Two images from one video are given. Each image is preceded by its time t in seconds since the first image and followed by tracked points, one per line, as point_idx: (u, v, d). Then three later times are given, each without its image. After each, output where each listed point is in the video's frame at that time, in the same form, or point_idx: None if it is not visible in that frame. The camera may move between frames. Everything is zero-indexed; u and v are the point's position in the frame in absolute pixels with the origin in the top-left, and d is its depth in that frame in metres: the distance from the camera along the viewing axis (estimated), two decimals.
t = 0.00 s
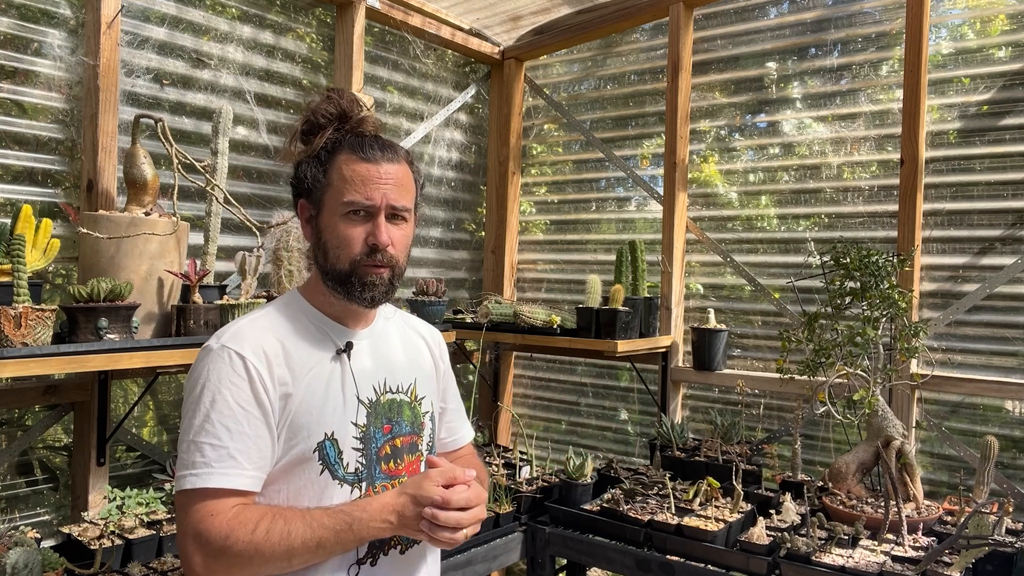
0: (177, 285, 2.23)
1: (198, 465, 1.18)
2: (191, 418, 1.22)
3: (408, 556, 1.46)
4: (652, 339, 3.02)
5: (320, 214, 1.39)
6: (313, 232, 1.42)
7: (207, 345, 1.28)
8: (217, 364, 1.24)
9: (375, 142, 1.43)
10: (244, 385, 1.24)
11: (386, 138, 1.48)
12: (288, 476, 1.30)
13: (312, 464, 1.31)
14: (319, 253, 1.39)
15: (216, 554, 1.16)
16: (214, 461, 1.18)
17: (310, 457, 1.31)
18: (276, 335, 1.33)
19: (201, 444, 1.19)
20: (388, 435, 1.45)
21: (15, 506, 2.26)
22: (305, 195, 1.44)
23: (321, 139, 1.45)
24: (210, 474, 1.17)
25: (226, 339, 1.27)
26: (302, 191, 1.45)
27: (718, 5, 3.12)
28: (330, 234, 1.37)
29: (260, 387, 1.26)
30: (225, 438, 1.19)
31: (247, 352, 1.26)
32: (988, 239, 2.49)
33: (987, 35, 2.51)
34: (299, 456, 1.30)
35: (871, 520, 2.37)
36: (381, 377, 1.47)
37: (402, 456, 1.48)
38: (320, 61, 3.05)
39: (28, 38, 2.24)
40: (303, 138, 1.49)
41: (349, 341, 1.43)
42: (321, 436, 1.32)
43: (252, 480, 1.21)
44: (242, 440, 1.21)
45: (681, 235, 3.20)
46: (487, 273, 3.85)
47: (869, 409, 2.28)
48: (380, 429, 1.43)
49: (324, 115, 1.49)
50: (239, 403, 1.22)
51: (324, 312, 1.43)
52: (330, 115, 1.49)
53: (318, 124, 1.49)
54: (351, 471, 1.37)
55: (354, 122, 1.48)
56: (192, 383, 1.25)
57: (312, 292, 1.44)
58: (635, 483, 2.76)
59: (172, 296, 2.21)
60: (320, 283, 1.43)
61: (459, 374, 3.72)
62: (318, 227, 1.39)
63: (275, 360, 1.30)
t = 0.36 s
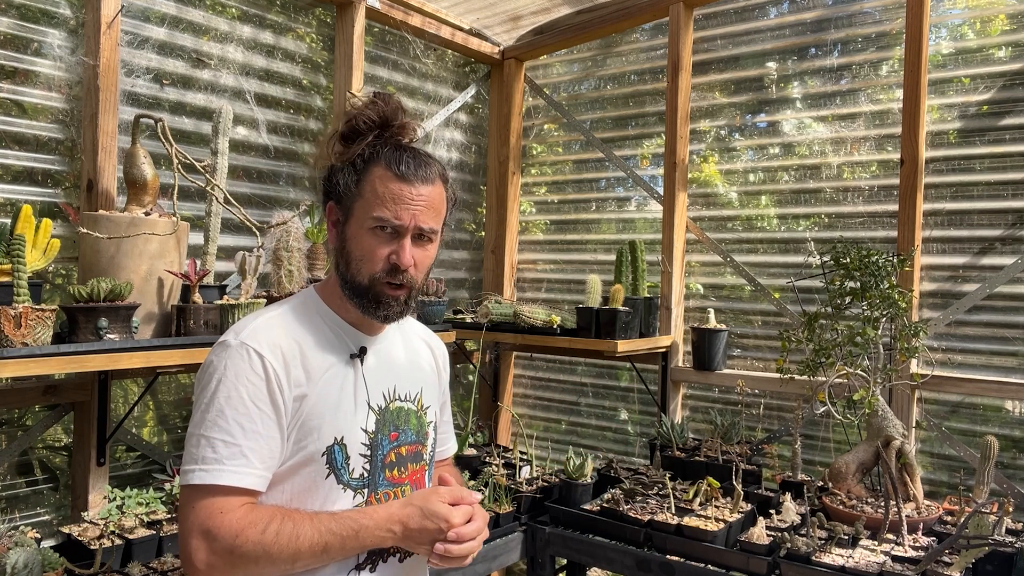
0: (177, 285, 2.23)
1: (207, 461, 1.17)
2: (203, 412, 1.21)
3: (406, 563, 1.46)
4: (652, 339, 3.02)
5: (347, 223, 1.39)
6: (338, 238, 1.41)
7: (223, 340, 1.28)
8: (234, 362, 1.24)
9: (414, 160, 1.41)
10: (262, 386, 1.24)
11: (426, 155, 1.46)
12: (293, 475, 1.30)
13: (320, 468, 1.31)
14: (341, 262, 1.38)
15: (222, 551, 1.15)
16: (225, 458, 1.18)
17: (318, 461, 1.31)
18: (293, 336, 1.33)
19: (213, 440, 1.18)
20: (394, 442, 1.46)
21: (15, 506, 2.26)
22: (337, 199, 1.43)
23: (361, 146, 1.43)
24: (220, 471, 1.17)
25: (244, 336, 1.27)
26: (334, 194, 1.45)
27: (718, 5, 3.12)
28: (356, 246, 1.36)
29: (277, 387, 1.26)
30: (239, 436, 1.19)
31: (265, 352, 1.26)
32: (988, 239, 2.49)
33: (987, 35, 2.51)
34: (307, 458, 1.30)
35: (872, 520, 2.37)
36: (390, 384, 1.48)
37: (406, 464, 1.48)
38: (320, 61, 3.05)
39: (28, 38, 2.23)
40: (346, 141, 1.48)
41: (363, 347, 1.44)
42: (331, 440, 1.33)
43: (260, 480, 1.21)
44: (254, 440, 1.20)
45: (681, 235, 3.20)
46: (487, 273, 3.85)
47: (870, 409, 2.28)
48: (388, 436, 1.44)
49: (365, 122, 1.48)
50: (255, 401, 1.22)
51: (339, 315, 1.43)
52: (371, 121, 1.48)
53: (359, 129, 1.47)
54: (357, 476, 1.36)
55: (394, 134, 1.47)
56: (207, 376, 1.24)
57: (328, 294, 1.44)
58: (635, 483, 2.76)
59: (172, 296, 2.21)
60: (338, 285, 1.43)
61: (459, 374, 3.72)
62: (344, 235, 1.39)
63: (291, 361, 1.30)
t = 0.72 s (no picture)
0: (178, 285, 2.23)
1: (210, 472, 1.17)
2: (203, 423, 1.20)
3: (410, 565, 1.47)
4: (652, 339, 3.02)
5: (344, 226, 1.38)
6: (334, 241, 1.40)
7: (219, 349, 1.26)
8: (231, 371, 1.22)
9: (411, 162, 1.39)
10: (259, 394, 1.23)
11: (423, 157, 1.44)
12: (296, 484, 1.30)
13: (320, 475, 1.31)
14: (338, 266, 1.38)
15: (228, 562, 1.15)
16: (226, 468, 1.17)
17: (318, 467, 1.31)
18: (290, 343, 1.32)
19: (214, 451, 1.17)
20: (395, 445, 1.46)
21: (15, 506, 2.26)
22: (333, 201, 1.42)
23: (359, 148, 1.42)
24: (222, 482, 1.16)
25: (241, 345, 1.25)
26: (330, 195, 1.43)
27: (718, 5, 3.12)
28: (352, 250, 1.35)
29: (274, 395, 1.25)
30: (239, 447, 1.18)
31: (262, 360, 1.25)
32: (988, 239, 2.49)
33: (987, 35, 2.51)
34: (308, 465, 1.30)
35: (872, 520, 2.37)
36: (389, 387, 1.47)
37: (407, 467, 1.49)
38: (320, 61, 3.05)
39: (28, 38, 2.23)
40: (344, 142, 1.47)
41: (361, 351, 1.43)
42: (330, 447, 1.32)
43: (263, 490, 1.20)
44: (255, 449, 1.20)
45: (681, 235, 3.20)
46: (487, 273, 3.85)
47: (870, 409, 2.28)
48: (388, 440, 1.44)
49: (364, 123, 1.46)
50: (254, 410, 1.21)
51: (336, 319, 1.42)
52: (369, 123, 1.46)
53: (357, 130, 1.46)
54: (359, 481, 1.37)
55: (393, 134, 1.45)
56: (204, 386, 1.23)
57: (324, 296, 1.44)
58: (635, 483, 2.76)
59: (172, 296, 2.21)
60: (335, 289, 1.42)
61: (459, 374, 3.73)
62: (341, 239, 1.38)
63: (289, 369, 1.29)
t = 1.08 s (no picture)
0: (177, 285, 2.23)
1: (179, 491, 1.19)
2: (174, 441, 1.22)
3: None
4: (652, 339, 3.02)
5: (321, 224, 1.35)
6: (313, 240, 1.38)
7: (191, 364, 1.27)
8: (200, 389, 1.23)
9: (387, 153, 1.38)
10: (228, 412, 1.23)
11: (398, 148, 1.43)
12: (275, 497, 1.31)
13: (297, 489, 1.31)
14: (319, 266, 1.36)
15: None
16: (195, 488, 1.19)
17: (295, 482, 1.30)
18: (264, 355, 1.32)
19: (183, 471, 1.20)
20: (379, 454, 1.43)
21: (15, 506, 2.26)
22: (308, 200, 1.39)
23: (330, 142, 1.40)
24: (191, 502, 1.18)
25: (210, 360, 1.25)
26: (304, 195, 1.41)
27: (718, 5, 3.12)
28: (332, 247, 1.33)
29: (244, 413, 1.25)
30: (207, 467, 1.20)
31: (231, 377, 1.25)
32: (988, 239, 2.49)
33: (987, 35, 2.51)
34: (285, 481, 1.30)
35: (872, 520, 2.37)
36: (373, 394, 1.45)
37: (394, 476, 1.46)
38: (320, 61, 3.06)
39: (28, 38, 2.23)
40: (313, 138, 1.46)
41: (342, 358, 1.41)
42: (307, 461, 1.31)
43: (233, 508, 1.22)
44: (223, 468, 1.21)
45: (681, 235, 3.20)
46: (487, 273, 3.85)
47: (869, 409, 2.28)
48: (371, 449, 1.42)
49: (333, 117, 1.46)
50: (222, 430, 1.22)
51: (317, 324, 1.40)
52: (339, 117, 1.46)
53: (326, 124, 1.45)
54: (339, 493, 1.35)
55: (363, 126, 1.45)
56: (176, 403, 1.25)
57: (306, 299, 1.42)
58: (635, 483, 2.76)
59: (172, 296, 2.21)
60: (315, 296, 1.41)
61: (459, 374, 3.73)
62: (319, 238, 1.35)
63: (260, 384, 1.28)
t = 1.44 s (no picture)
0: (177, 285, 2.23)
1: (121, 495, 1.19)
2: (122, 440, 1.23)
3: None
4: (652, 339, 3.02)
5: (278, 216, 1.33)
6: (271, 233, 1.35)
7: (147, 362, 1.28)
8: (149, 390, 1.23)
9: (342, 134, 1.36)
10: (174, 411, 1.24)
11: (358, 130, 1.40)
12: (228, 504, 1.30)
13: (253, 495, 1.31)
14: (276, 259, 1.34)
15: None
16: (134, 492, 1.18)
17: (249, 491, 1.30)
18: (220, 358, 1.31)
19: (126, 472, 1.20)
20: (344, 464, 1.39)
21: (15, 506, 2.26)
22: (264, 191, 1.38)
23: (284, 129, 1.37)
24: (129, 506, 1.18)
25: (163, 360, 1.26)
26: (261, 186, 1.38)
27: (718, 5, 3.12)
28: (288, 238, 1.31)
29: (193, 417, 1.25)
30: (147, 469, 1.19)
31: (182, 379, 1.25)
32: (988, 239, 2.49)
33: (987, 35, 2.51)
34: (239, 489, 1.30)
35: (871, 520, 2.37)
36: (339, 401, 1.42)
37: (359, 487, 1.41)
38: (320, 61, 3.06)
39: (28, 38, 2.23)
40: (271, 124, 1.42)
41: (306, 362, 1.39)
42: (263, 470, 1.30)
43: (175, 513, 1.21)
44: (165, 473, 1.20)
45: (681, 235, 3.20)
46: (487, 273, 3.85)
47: (869, 409, 2.28)
48: (335, 458, 1.38)
49: (288, 102, 1.41)
50: (167, 433, 1.22)
51: (281, 325, 1.39)
52: (294, 102, 1.41)
53: (281, 109, 1.41)
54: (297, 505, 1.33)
55: (322, 111, 1.40)
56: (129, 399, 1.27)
57: (270, 300, 1.41)
58: (635, 484, 2.76)
59: (172, 296, 2.21)
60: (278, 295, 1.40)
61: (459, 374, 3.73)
62: (276, 230, 1.33)
63: (213, 389, 1.28)
